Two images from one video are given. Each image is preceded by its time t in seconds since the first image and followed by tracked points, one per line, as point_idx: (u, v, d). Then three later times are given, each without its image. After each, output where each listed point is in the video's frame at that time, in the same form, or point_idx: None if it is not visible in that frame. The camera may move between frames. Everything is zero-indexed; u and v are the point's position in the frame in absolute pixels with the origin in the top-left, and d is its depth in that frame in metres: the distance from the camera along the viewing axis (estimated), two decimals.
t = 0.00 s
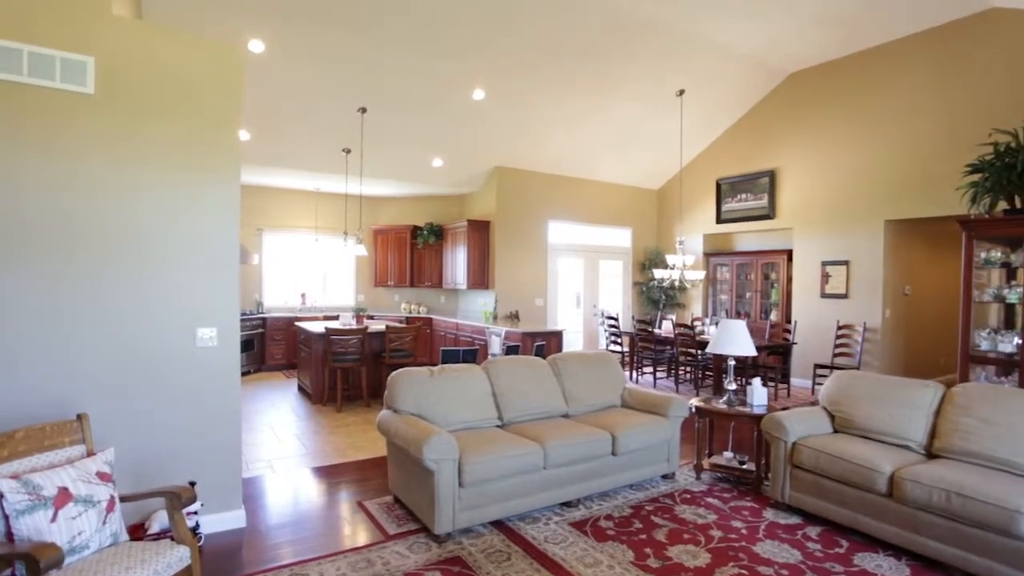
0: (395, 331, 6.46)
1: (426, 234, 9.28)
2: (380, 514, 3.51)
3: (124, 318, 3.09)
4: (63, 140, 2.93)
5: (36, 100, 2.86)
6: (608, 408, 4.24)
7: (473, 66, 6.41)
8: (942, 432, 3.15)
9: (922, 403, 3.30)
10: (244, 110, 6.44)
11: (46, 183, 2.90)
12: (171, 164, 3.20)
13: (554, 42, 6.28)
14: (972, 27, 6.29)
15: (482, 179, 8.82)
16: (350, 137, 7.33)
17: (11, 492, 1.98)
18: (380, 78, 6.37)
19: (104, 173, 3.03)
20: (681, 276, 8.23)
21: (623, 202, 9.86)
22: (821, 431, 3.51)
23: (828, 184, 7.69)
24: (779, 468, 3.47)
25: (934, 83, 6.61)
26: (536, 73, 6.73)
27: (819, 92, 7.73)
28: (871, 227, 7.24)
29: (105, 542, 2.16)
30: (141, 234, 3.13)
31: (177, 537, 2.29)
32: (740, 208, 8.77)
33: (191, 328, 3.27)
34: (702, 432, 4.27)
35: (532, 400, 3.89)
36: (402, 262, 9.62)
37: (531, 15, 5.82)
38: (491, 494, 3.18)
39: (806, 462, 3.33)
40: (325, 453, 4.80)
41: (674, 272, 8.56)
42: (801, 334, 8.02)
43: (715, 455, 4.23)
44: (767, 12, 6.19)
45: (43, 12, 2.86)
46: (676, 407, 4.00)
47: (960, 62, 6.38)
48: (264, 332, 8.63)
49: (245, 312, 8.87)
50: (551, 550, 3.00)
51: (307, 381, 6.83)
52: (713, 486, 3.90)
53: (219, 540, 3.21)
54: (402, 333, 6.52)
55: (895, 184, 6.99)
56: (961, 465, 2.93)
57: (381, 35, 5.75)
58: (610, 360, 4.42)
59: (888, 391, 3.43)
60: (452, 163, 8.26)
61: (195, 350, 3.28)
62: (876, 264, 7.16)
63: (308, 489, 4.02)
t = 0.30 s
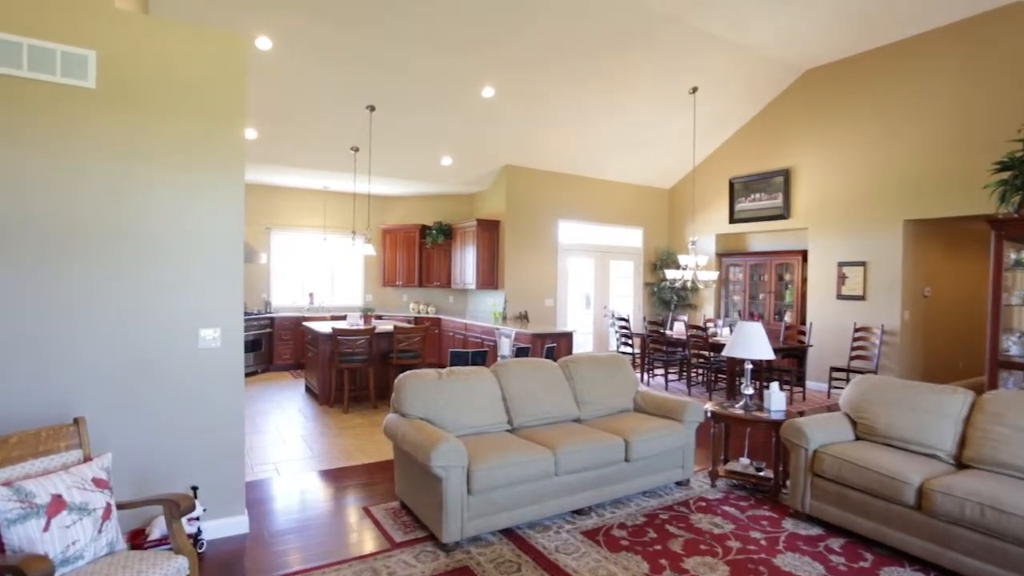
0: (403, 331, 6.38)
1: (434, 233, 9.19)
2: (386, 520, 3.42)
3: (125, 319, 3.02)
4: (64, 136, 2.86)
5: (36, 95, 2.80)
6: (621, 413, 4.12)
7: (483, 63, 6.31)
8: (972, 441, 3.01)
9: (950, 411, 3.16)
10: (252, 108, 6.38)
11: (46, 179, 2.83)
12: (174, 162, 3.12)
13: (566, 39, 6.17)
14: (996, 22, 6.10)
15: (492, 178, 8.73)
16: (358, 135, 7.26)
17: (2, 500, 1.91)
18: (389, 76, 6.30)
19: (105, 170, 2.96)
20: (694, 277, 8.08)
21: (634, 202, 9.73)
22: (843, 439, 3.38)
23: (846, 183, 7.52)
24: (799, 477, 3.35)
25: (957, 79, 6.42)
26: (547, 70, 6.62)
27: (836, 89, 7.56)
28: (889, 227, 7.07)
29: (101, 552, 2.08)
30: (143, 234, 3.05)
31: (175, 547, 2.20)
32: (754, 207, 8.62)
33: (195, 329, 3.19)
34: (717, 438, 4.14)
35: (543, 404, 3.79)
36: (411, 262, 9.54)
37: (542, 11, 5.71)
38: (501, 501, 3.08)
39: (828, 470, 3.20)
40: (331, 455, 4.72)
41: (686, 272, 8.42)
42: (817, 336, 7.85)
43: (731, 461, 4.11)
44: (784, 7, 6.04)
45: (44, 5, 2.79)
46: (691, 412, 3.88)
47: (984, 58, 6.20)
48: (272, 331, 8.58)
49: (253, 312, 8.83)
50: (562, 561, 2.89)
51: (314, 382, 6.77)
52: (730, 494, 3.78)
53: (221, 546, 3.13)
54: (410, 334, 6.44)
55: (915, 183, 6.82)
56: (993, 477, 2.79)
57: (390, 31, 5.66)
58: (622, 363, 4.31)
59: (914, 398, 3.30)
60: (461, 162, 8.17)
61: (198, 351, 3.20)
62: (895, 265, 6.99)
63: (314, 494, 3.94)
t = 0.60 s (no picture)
0: (413, 332, 6.28)
1: (445, 232, 9.10)
2: (394, 527, 3.31)
3: (127, 319, 2.93)
4: (64, 130, 2.78)
5: (35, 87, 2.71)
6: (637, 417, 3.99)
7: (495, 58, 6.19)
8: (1012, 451, 2.85)
9: (988, 419, 2.99)
10: (261, 105, 6.32)
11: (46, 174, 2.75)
12: (177, 156, 3.03)
13: (580, 34, 6.04)
14: None
15: (503, 177, 8.61)
16: (368, 132, 7.17)
17: None
18: (399, 72, 6.20)
19: (107, 166, 2.87)
20: (709, 277, 7.91)
21: (647, 201, 9.58)
22: (871, 447, 3.22)
23: (867, 180, 7.32)
24: (825, 486, 3.19)
25: (983, 73, 6.20)
26: (560, 66, 6.49)
27: (856, 85, 7.37)
28: (912, 226, 6.86)
29: (96, 563, 1.98)
30: (144, 231, 2.96)
31: (173, 558, 2.10)
32: (771, 206, 8.43)
33: (198, 330, 3.10)
34: (737, 443, 3.99)
35: (556, 407, 3.67)
36: (421, 261, 9.45)
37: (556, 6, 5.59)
38: (513, 509, 2.96)
39: (856, 480, 3.05)
40: (339, 458, 4.62)
41: (701, 272, 8.26)
42: (836, 337, 7.66)
43: (751, 468, 3.96)
44: None
45: None
46: (710, 417, 3.74)
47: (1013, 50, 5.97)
48: (281, 331, 8.52)
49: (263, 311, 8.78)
50: (577, 573, 2.76)
51: (323, 382, 6.69)
52: (750, 502, 3.63)
53: (225, 553, 3.04)
54: (421, 334, 6.34)
55: (939, 180, 6.61)
56: None
57: (400, 26, 5.56)
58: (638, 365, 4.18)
59: (948, 404, 3.13)
60: (472, 159, 8.06)
61: (202, 353, 3.11)
62: (918, 265, 6.79)
63: (321, 498, 3.84)
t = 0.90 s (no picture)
0: (426, 333, 6.18)
1: (458, 231, 9.02)
2: (407, 534, 3.22)
3: (133, 319, 2.87)
4: (70, 126, 2.72)
5: (41, 82, 2.66)
6: (657, 421, 3.86)
7: (509, 55, 6.09)
8: None
9: None
10: (273, 103, 6.27)
11: (51, 170, 2.69)
12: (184, 152, 2.95)
13: (596, 29, 5.91)
14: None
15: (517, 175, 8.51)
16: (380, 131, 7.10)
17: None
18: (412, 69, 6.12)
19: (113, 162, 2.80)
20: (728, 277, 7.75)
21: (663, 200, 9.42)
22: (906, 455, 3.07)
23: (891, 178, 7.11)
24: (857, 496, 3.05)
25: (1015, 66, 5.98)
26: (575, 63, 6.37)
27: (879, 80, 7.17)
28: (940, 224, 6.64)
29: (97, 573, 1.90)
30: (150, 230, 2.89)
31: (177, 568, 2.02)
32: (791, 204, 8.24)
33: (206, 331, 3.03)
34: (761, 450, 3.85)
35: (574, 411, 3.56)
36: (434, 261, 9.37)
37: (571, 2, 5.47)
38: (530, 517, 2.85)
39: (890, 490, 2.90)
40: (351, 461, 4.54)
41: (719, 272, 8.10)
42: (859, 339, 7.46)
43: (776, 475, 3.81)
44: None
45: None
46: (733, 422, 3.60)
47: None
48: (294, 330, 8.48)
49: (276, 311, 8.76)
50: None
51: (335, 383, 6.63)
52: (776, 511, 3.49)
53: (233, 560, 2.96)
54: (434, 335, 6.24)
55: (967, 178, 6.39)
56: None
57: (413, 23, 5.47)
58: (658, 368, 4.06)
59: (988, 411, 2.97)
60: (485, 158, 7.97)
61: (210, 354, 3.04)
62: (946, 265, 6.57)
63: (332, 502, 3.76)
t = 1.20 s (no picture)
0: (441, 333, 6.08)
1: (474, 231, 8.93)
2: (422, 542, 3.11)
3: (143, 318, 2.79)
4: (79, 120, 2.65)
5: (50, 75, 2.59)
6: (681, 426, 3.73)
7: (527, 51, 5.97)
8: None
9: None
10: (288, 101, 6.23)
11: (60, 165, 2.63)
12: (196, 147, 2.88)
13: (617, 24, 5.77)
14: None
15: (534, 174, 8.40)
16: (396, 129, 7.03)
17: None
18: (429, 66, 6.02)
19: (122, 157, 2.73)
20: (750, 277, 7.55)
21: (683, 198, 9.24)
22: (948, 465, 2.90)
23: (920, 175, 6.87)
24: (895, 508, 2.89)
25: None
26: (594, 59, 6.24)
27: (908, 74, 6.94)
28: (973, 223, 6.40)
29: None
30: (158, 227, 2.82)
31: None
32: (815, 202, 8.02)
33: (218, 330, 2.95)
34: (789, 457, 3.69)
35: (594, 415, 3.44)
36: (450, 261, 9.29)
37: None
38: (550, 526, 2.73)
39: (932, 502, 2.74)
40: (365, 463, 4.46)
41: (740, 273, 7.90)
42: (887, 342, 7.22)
43: (806, 483, 3.65)
44: None
45: None
46: (762, 428, 3.45)
47: None
48: (309, 330, 8.44)
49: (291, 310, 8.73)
50: None
51: (350, 384, 6.56)
52: (806, 522, 3.33)
53: (244, 566, 2.88)
54: (449, 336, 6.12)
55: (1001, 174, 6.14)
56: None
57: (429, 19, 5.38)
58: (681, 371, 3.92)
59: None
60: (501, 156, 7.87)
61: (221, 354, 2.96)
62: (980, 265, 6.33)
63: (346, 507, 3.68)
